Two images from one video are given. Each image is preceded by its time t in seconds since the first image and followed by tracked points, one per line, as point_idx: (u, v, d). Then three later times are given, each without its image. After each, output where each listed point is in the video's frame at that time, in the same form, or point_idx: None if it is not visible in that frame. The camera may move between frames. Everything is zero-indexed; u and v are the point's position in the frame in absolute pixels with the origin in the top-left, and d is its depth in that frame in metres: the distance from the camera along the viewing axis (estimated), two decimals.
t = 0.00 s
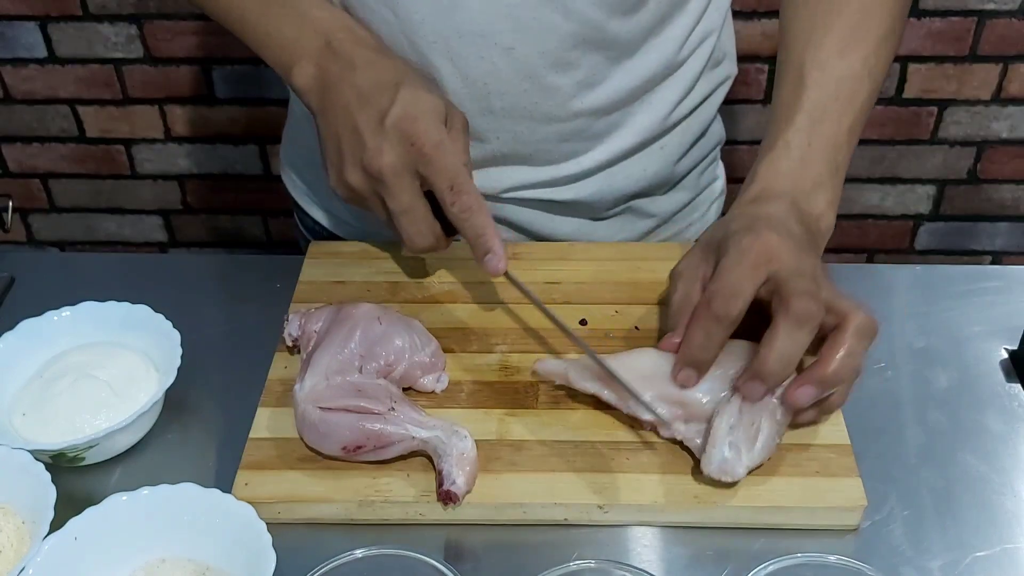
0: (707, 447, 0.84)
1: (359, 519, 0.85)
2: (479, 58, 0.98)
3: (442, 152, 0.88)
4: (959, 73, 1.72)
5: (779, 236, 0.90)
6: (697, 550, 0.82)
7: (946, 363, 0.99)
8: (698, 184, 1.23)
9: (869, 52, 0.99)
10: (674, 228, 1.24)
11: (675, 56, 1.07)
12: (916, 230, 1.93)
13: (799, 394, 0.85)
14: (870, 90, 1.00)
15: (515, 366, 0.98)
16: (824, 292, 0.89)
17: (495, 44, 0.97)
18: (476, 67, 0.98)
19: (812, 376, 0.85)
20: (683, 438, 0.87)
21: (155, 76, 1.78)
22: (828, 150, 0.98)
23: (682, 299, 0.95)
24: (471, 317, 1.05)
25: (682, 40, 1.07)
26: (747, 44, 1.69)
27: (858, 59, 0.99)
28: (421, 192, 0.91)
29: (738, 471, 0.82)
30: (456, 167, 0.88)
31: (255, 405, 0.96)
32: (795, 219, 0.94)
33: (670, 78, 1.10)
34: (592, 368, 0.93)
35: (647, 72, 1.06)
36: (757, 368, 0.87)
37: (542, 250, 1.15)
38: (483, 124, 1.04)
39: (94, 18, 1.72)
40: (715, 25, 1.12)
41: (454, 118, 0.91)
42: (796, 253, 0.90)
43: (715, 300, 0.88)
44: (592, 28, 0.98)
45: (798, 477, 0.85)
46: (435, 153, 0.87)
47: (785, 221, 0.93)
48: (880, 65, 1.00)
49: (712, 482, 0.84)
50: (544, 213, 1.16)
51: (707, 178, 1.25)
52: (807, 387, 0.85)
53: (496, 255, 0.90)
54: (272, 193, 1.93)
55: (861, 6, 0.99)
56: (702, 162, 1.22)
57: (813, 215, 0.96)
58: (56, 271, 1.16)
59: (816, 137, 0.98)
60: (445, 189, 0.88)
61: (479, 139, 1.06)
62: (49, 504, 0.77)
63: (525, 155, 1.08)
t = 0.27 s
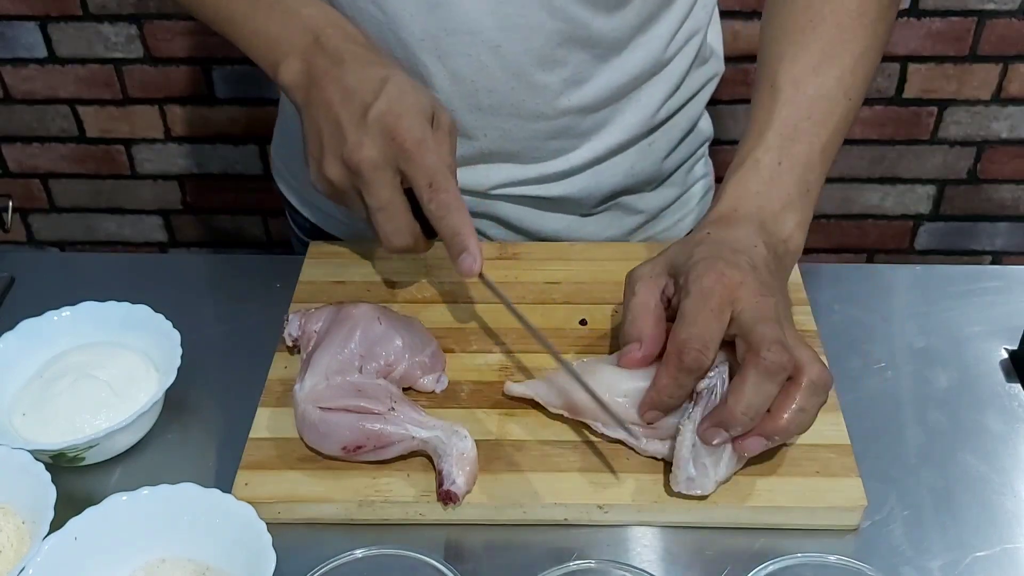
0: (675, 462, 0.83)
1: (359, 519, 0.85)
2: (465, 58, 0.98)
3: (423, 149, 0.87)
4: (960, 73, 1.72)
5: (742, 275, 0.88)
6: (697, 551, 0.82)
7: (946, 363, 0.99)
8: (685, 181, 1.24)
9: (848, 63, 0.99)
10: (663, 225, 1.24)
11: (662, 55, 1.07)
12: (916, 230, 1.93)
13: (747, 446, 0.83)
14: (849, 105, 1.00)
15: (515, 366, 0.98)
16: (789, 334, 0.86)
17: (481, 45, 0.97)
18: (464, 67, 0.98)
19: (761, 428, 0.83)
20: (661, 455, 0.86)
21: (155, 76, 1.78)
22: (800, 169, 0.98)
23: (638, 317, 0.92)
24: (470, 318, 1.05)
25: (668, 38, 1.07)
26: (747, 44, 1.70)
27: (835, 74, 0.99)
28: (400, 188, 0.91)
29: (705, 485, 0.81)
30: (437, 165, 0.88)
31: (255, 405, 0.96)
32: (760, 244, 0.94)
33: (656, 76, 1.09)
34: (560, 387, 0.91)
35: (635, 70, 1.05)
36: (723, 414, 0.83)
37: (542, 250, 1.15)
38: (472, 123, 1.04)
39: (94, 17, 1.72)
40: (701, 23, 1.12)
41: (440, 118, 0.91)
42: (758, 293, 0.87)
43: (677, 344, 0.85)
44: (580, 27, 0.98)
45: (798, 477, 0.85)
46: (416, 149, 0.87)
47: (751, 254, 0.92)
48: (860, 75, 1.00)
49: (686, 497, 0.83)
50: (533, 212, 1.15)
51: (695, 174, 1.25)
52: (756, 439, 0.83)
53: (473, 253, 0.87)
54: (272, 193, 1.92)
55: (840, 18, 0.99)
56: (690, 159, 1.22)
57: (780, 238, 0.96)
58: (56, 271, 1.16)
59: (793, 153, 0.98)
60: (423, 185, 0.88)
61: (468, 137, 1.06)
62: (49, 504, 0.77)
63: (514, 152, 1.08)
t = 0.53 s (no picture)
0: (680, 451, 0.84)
1: (359, 519, 0.85)
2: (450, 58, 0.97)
3: (456, 163, 0.89)
4: (960, 73, 1.72)
5: (741, 253, 0.91)
6: (696, 550, 0.82)
7: (946, 363, 0.99)
8: (673, 178, 1.23)
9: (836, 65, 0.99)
10: (651, 222, 1.24)
11: (648, 54, 1.06)
12: (916, 230, 1.93)
13: (761, 406, 0.81)
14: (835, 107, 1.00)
15: (515, 366, 0.98)
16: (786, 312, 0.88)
17: (467, 46, 0.96)
18: (450, 67, 0.98)
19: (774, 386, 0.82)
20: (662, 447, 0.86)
21: (155, 76, 1.78)
22: (790, 170, 0.99)
23: (638, 303, 0.93)
24: (470, 317, 1.05)
25: (655, 37, 1.06)
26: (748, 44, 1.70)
27: (823, 76, 0.99)
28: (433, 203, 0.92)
29: (711, 472, 0.82)
30: (470, 179, 0.90)
31: (255, 405, 0.96)
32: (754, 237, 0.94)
33: (643, 75, 1.09)
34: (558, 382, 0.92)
35: (621, 69, 1.05)
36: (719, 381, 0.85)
37: (543, 250, 1.15)
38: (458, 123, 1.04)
39: (94, 18, 1.72)
40: (688, 21, 1.12)
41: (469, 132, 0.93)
42: (756, 271, 0.90)
43: (686, 298, 0.88)
44: (566, 29, 0.97)
45: (798, 477, 0.85)
46: (448, 164, 0.89)
47: (747, 241, 0.93)
48: (851, 77, 1.00)
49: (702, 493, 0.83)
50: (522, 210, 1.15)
51: (683, 171, 1.25)
52: (771, 399, 0.81)
53: (511, 266, 0.88)
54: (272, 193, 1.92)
55: (827, 20, 0.99)
56: (677, 156, 1.22)
57: (774, 237, 0.97)
58: (56, 271, 1.16)
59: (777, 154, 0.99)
60: (458, 200, 0.89)
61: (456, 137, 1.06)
62: (49, 504, 0.77)
63: (501, 150, 1.08)
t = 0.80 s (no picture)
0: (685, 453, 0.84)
1: (359, 519, 0.85)
2: (446, 57, 0.98)
3: (467, 166, 0.90)
4: (960, 73, 1.72)
5: (730, 257, 0.90)
6: (696, 550, 0.82)
7: (946, 363, 0.99)
8: (668, 176, 1.23)
9: (836, 66, 0.99)
10: (646, 220, 1.23)
11: (640, 54, 1.06)
12: (916, 230, 1.93)
13: (745, 401, 0.84)
14: (833, 108, 1.00)
15: (515, 366, 0.98)
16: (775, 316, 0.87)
17: (462, 46, 0.96)
18: (446, 68, 0.98)
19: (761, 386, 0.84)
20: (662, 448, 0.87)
21: (155, 76, 1.78)
22: (789, 170, 0.99)
23: (631, 311, 0.95)
24: (469, 317, 1.05)
25: (647, 37, 1.05)
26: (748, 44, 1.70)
27: (820, 76, 0.99)
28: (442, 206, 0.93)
29: (717, 472, 0.82)
30: (480, 182, 0.90)
31: (255, 405, 0.96)
32: (751, 240, 0.94)
33: (636, 75, 1.08)
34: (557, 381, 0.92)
35: (615, 69, 1.04)
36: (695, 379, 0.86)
37: (543, 249, 1.15)
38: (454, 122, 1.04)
39: (94, 18, 1.72)
40: (680, 20, 1.11)
41: (478, 136, 0.93)
42: (746, 277, 0.89)
43: (658, 316, 0.86)
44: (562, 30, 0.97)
45: (798, 477, 0.85)
46: (460, 167, 0.89)
47: (742, 244, 0.93)
48: (851, 76, 1.00)
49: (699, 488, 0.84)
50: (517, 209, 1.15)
51: (678, 169, 1.24)
52: (753, 395, 0.84)
53: (520, 269, 0.89)
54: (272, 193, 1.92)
55: (825, 20, 0.99)
56: (671, 154, 1.21)
57: (772, 238, 0.97)
58: (56, 271, 1.16)
59: (776, 155, 0.99)
60: (470, 202, 0.89)
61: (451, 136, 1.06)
62: (49, 504, 0.77)
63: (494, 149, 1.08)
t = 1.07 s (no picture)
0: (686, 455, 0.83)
1: (359, 519, 0.85)
2: (444, 58, 0.98)
3: (471, 166, 0.91)
4: (960, 73, 1.72)
5: (726, 263, 0.90)
6: (696, 550, 0.82)
7: (946, 363, 0.99)
8: (665, 175, 1.22)
9: (835, 66, 0.99)
10: (643, 218, 1.23)
11: (638, 53, 1.06)
12: (916, 230, 1.93)
13: (744, 406, 0.85)
14: (832, 108, 0.99)
15: (516, 366, 0.98)
16: (770, 323, 0.90)
17: (460, 47, 0.96)
18: (445, 67, 0.98)
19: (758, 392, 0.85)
20: (664, 450, 0.86)
21: (155, 76, 1.78)
22: (787, 170, 0.99)
23: (627, 315, 0.95)
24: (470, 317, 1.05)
25: (645, 37, 1.05)
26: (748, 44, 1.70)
27: (819, 76, 0.99)
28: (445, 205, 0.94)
29: (719, 475, 0.82)
30: (484, 181, 0.92)
31: (255, 405, 0.96)
32: (750, 242, 0.95)
33: (634, 74, 1.08)
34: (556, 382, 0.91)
35: (612, 69, 1.04)
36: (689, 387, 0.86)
37: (543, 249, 1.15)
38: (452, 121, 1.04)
39: (94, 18, 1.72)
40: (677, 19, 1.11)
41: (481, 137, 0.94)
42: (742, 283, 0.89)
43: (653, 321, 0.86)
44: (560, 31, 0.97)
45: (798, 477, 0.85)
46: (464, 167, 0.91)
47: (740, 247, 0.93)
48: (851, 76, 1.00)
49: (699, 490, 0.84)
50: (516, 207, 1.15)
51: (675, 167, 1.24)
52: (751, 400, 0.85)
53: (521, 266, 0.90)
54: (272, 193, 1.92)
55: (823, 21, 0.99)
56: (669, 153, 1.21)
57: (770, 239, 0.97)
58: (56, 271, 1.16)
59: (775, 155, 0.99)
60: (473, 202, 0.91)
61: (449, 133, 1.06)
62: (49, 504, 0.77)
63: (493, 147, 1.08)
